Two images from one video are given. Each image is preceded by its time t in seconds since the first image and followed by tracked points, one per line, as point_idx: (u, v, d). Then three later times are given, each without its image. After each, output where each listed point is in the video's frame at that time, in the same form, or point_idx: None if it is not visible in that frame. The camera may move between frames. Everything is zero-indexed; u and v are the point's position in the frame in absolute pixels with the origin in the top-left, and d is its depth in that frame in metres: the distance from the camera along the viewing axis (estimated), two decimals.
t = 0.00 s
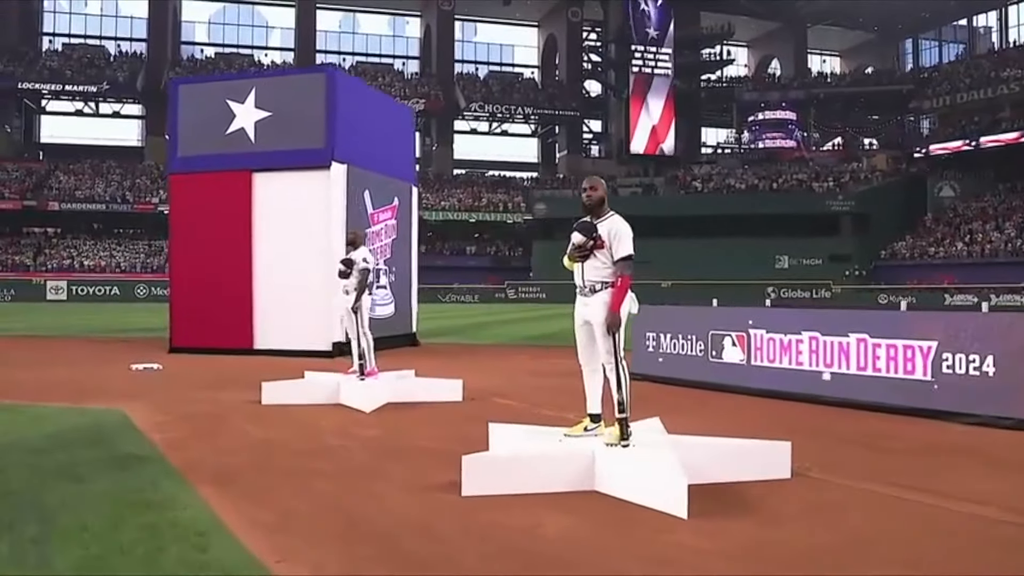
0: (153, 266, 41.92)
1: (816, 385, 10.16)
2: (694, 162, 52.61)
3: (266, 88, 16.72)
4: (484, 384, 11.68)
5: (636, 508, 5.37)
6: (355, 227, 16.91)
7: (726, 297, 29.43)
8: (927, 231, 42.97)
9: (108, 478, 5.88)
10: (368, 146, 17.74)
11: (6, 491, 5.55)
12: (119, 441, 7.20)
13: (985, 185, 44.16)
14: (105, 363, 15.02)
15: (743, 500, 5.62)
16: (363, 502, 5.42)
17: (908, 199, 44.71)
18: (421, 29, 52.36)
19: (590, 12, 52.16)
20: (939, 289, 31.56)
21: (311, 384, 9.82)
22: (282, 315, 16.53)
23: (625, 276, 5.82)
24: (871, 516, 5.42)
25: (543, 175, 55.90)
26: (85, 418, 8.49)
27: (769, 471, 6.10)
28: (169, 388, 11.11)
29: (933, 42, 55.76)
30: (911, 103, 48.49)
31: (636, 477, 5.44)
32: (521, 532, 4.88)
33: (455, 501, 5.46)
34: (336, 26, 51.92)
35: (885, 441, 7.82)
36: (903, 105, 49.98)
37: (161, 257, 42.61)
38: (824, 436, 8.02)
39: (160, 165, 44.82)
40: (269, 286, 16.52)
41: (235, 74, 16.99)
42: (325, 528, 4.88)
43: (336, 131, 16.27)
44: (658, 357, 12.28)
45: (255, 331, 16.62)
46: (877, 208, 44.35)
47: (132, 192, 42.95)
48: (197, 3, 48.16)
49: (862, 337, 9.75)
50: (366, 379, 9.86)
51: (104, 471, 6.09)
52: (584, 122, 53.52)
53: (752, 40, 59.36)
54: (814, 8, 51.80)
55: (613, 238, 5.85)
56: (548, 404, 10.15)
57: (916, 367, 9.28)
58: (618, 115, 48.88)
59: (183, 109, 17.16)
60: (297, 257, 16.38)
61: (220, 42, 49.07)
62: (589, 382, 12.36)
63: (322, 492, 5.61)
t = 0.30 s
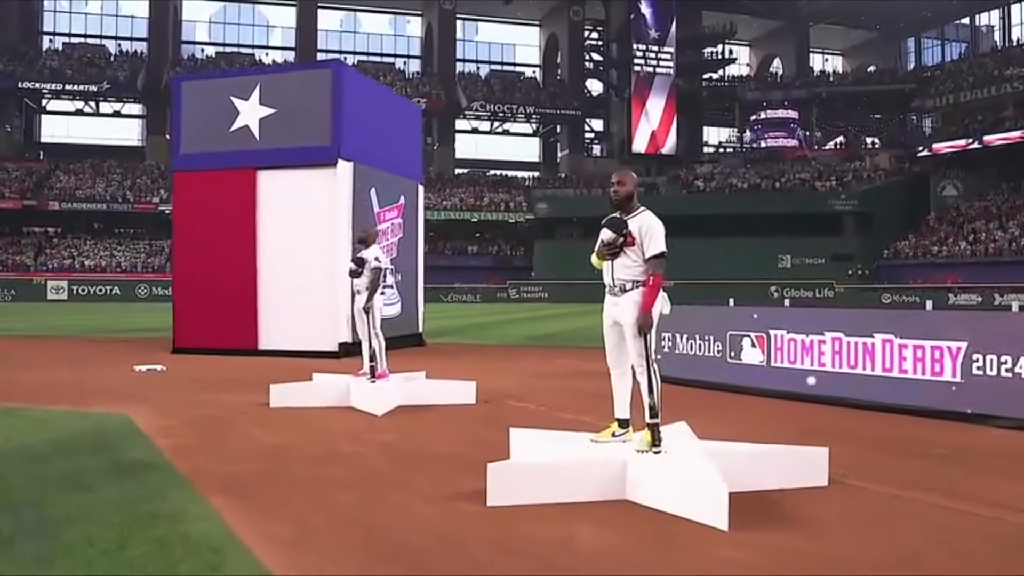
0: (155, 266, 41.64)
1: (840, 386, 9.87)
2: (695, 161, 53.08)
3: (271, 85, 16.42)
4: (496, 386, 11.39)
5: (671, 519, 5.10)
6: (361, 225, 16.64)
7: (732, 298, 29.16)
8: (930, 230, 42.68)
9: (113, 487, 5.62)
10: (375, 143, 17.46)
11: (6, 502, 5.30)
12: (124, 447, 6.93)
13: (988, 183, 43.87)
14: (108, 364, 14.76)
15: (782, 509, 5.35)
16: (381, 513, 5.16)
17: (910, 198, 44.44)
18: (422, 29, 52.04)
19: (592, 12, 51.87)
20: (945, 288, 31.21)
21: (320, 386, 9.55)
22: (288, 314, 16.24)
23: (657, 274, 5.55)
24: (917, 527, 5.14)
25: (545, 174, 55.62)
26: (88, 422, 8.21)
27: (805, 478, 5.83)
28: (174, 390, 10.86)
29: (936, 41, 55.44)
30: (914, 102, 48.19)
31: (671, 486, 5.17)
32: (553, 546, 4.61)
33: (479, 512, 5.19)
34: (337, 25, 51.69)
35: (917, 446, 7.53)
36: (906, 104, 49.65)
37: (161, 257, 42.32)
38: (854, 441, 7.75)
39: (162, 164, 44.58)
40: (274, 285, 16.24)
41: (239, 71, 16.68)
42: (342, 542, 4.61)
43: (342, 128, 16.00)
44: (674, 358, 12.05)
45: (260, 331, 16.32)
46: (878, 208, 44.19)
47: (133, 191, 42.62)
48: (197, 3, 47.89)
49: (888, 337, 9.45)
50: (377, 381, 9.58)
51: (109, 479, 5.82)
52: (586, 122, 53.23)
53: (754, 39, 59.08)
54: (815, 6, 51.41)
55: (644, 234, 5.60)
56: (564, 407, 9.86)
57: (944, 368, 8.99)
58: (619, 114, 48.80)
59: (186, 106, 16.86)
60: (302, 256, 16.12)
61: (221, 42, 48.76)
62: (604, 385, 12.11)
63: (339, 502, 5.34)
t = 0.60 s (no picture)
0: (154, 266, 41.41)
1: (862, 387, 9.59)
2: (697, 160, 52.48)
3: (274, 81, 16.12)
4: (508, 388, 11.08)
5: (710, 528, 4.82)
6: (366, 223, 16.35)
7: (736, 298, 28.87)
8: (931, 230, 42.44)
9: (117, 495, 5.35)
10: (379, 140, 17.17)
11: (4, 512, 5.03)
12: (126, 451, 6.65)
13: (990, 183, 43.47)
14: (108, 365, 14.49)
15: (823, 518, 5.07)
16: (399, 523, 4.88)
17: (912, 198, 44.19)
18: (422, 28, 51.73)
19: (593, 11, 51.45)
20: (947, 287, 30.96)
21: (328, 388, 9.27)
22: (292, 314, 15.94)
23: (689, 271, 5.29)
24: (967, 536, 4.85)
25: (546, 174, 55.35)
26: (89, 425, 7.93)
27: (843, 485, 5.56)
28: (178, 391, 10.59)
29: (936, 41, 55.09)
30: (915, 101, 47.87)
31: (706, 493, 4.89)
32: (587, 558, 4.33)
33: (502, 521, 4.91)
34: (336, 24, 51.42)
35: (950, 449, 7.26)
36: (908, 104, 49.35)
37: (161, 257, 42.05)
38: (885, 445, 7.47)
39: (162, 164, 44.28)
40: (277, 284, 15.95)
41: (242, 67, 16.38)
42: (360, 554, 4.33)
43: (347, 125, 15.72)
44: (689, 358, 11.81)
45: (263, 331, 16.01)
46: (879, 208, 43.95)
47: (132, 191, 42.37)
48: (196, 2, 47.59)
49: (913, 337, 9.17)
50: (387, 383, 9.31)
51: (112, 488, 5.53)
52: (586, 121, 52.92)
53: (755, 38, 58.75)
54: (816, 5, 51.03)
55: (676, 229, 5.33)
56: (578, 408, 9.57)
57: (972, 369, 8.70)
58: (620, 114, 48.50)
59: (187, 103, 16.54)
60: (307, 254, 15.83)
61: (220, 41, 48.42)
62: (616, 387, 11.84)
63: (354, 512, 5.06)
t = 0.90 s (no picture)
0: (152, 266, 41.12)
1: (884, 390, 9.33)
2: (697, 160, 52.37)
3: (276, 78, 15.85)
4: (517, 391, 10.80)
5: (746, 543, 4.58)
6: (369, 222, 16.08)
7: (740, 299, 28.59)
8: (932, 230, 42.15)
9: (117, 506, 5.10)
10: (382, 138, 16.90)
11: None
12: (127, 458, 6.39)
13: (991, 183, 42.73)
14: (107, 367, 14.23)
15: (861, 530, 4.80)
16: (415, 536, 4.62)
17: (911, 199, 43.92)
18: (422, 28, 51.42)
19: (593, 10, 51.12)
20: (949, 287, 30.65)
21: (334, 391, 9.00)
22: (294, 315, 15.66)
23: (719, 271, 5.02)
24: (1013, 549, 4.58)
25: (545, 174, 55.08)
26: (87, 432, 7.64)
27: (879, 494, 5.30)
28: (181, 394, 10.34)
29: (936, 41, 54.70)
30: (916, 101, 47.53)
31: (743, 503, 4.64)
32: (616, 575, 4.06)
33: (524, 534, 4.66)
34: (335, 24, 51.10)
35: (981, 455, 7.00)
36: (908, 103, 49.03)
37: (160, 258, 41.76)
38: (915, 453, 7.21)
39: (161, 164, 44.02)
40: (279, 285, 15.67)
41: (243, 63, 16.11)
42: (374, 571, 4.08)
43: (350, 122, 15.44)
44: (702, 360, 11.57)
45: (264, 332, 15.71)
46: (880, 208, 43.66)
47: (131, 191, 42.08)
48: (195, 2, 47.31)
49: (935, 339, 8.90)
50: (395, 386, 9.04)
51: (110, 499, 5.25)
52: (586, 121, 52.61)
53: (755, 38, 58.45)
54: (816, 5, 50.67)
55: (706, 226, 5.06)
56: (592, 412, 9.28)
57: (997, 372, 8.44)
58: (620, 114, 48.21)
59: (187, 100, 16.25)
60: (310, 254, 15.57)
61: (219, 41, 48.12)
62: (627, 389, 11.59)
63: (367, 525, 4.80)
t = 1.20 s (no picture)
0: (151, 266, 40.86)
1: (908, 393, 9.07)
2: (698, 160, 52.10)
3: (278, 74, 15.59)
4: (527, 393, 10.53)
5: (789, 558, 4.32)
6: (374, 222, 15.82)
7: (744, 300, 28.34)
8: (933, 231, 41.89)
9: (118, 516, 4.84)
10: (387, 135, 16.63)
11: None
12: (129, 465, 6.12)
13: (992, 183, 42.43)
14: (107, 368, 13.95)
15: (910, 547, 4.55)
16: (437, 548, 4.37)
17: (912, 199, 43.62)
18: (422, 28, 51.11)
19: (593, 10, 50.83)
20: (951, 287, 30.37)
21: (341, 394, 8.74)
22: (297, 315, 15.40)
23: (755, 269, 4.76)
24: None
25: (546, 174, 54.81)
26: (87, 436, 7.37)
27: (923, 503, 5.06)
28: (182, 397, 10.06)
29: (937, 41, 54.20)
30: (917, 102, 47.23)
31: (784, 514, 4.40)
32: None
33: (554, 548, 4.40)
34: (335, 24, 50.92)
35: (1018, 464, 6.74)
36: (909, 103, 48.74)
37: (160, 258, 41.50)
38: (947, 461, 6.95)
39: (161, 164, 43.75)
40: (282, 284, 15.42)
41: (245, 59, 15.84)
42: None
43: (354, 119, 15.18)
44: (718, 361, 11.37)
45: (267, 333, 15.45)
46: (882, 209, 43.36)
47: (130, 192, 41.82)
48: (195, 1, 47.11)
49: (962, 340, 8.65)
50: (404, 388, 8.78)
51: (111, 509, 4.98)
52: (586, 121, 52.30)
53: (755, 38, 58.11)
54: (817, 5, 50.39)
55: (740, 221, 4.81)
56: (607, 415, 9.01)
57: None
58: (621, 114, 47.89)
59: (189, 97, 15.99)
60: (314, 253, 15.32)
61: (218, 41, 47.86)
62: (640, 391, 11.34)
63: (385, 537, 4.54)
